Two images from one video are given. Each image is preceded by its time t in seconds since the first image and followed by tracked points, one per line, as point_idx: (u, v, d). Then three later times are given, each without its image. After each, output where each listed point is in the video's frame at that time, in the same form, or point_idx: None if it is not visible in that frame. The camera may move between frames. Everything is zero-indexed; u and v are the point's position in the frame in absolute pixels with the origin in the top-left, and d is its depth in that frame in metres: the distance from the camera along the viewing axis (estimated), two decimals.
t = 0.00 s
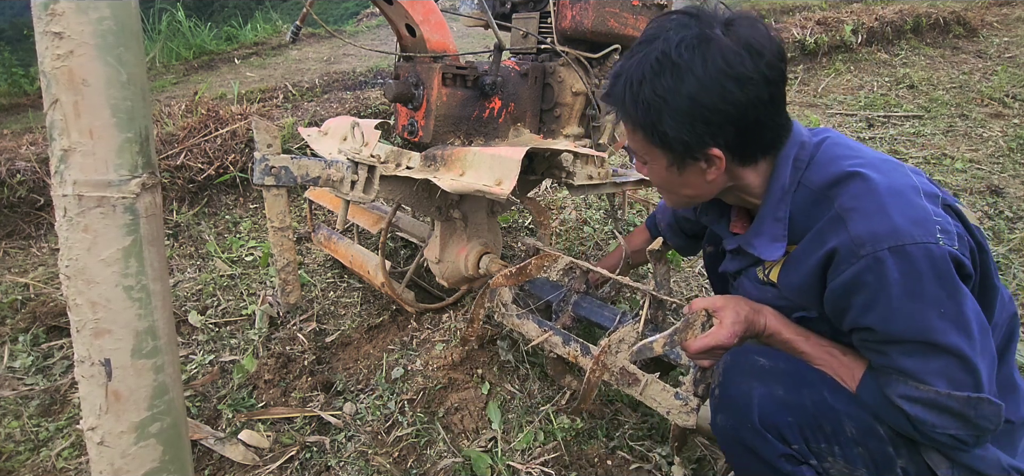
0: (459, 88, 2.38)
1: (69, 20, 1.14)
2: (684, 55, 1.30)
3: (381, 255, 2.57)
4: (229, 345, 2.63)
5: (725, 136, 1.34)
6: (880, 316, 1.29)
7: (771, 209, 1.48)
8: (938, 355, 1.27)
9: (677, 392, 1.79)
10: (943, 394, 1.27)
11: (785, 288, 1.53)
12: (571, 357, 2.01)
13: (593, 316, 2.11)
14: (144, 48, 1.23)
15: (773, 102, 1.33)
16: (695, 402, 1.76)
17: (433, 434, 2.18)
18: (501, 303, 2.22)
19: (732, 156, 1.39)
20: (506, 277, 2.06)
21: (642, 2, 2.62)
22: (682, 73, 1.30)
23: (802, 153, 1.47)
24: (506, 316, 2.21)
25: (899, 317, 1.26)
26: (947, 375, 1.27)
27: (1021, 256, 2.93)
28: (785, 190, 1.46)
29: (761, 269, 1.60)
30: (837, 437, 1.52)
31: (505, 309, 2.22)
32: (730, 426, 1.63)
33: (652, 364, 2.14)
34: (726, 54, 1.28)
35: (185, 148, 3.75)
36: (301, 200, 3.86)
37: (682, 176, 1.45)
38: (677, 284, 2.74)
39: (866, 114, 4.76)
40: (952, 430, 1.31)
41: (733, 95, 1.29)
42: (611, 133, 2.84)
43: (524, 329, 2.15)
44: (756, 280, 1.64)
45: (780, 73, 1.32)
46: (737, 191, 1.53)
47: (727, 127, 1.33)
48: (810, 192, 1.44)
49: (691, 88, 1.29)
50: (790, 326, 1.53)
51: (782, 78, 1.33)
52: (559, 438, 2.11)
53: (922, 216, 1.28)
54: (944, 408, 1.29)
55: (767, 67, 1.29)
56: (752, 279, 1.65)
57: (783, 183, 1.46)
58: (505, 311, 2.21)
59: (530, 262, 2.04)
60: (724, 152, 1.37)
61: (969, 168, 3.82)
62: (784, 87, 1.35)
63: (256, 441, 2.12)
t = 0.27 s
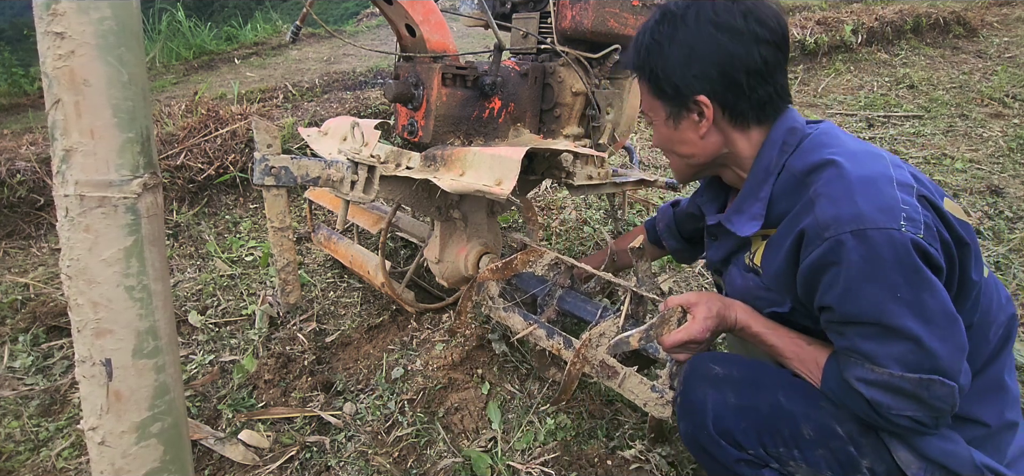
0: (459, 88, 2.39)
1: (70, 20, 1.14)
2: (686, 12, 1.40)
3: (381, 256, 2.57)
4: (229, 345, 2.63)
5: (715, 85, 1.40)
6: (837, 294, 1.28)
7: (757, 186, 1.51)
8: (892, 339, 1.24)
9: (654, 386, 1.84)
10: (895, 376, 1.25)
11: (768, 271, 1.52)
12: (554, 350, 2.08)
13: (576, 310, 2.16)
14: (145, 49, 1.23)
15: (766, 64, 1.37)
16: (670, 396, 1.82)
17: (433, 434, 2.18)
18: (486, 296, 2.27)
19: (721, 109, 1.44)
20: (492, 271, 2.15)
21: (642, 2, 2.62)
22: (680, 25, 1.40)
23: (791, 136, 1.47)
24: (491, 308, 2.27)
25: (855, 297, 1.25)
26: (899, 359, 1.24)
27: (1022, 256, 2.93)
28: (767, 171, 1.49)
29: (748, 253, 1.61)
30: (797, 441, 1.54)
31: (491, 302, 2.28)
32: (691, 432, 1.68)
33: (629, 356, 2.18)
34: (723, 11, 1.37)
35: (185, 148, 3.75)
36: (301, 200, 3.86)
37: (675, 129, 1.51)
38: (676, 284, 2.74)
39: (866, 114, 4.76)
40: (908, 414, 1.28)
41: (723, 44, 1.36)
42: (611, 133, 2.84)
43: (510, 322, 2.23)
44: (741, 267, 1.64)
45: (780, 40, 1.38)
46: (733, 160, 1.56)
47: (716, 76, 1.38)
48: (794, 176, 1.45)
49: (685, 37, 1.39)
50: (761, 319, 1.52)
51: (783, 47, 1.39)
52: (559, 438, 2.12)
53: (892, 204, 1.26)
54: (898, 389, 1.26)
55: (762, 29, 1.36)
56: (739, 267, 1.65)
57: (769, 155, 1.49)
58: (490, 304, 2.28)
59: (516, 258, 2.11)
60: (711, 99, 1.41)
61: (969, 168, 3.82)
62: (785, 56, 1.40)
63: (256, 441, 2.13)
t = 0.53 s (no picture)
0: (459, 88, 2.39)
1: (70, 20, 1.14)
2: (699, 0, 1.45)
3: (380, 256, 2.57)
4: (229, 345, 2.63)
5: (733, 63, 1.41)
6: (816, 280, 1.30)
7: (769, 171, 1.53)
8: (865, 330, 1.26)
9: (638, 376, 1.85)
10: (864, 365, 1.27)
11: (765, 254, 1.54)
12: (541, 342, 2.11)
13: (564, 305, 2.22)
14: (145, 48, 1.23)
15: (783, 41, 1.39)
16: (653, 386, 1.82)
17: (433, 434, 2.18)
18: (479, 289, 2.36)
19: (743, 87, 1.44)
20: (484, 263, 2.18)
21: (642, 2, 2.62)
22: (694, 13, 1.44)
23: (806, 123, 1.48)
24: (483, 301, 2.34)
25: (832, 285, 1.27)
26: (873, 351, 1.26)
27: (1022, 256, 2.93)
28: (779, 156, 1.51)
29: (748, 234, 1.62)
30: (786, 460, 1.55)
31: (482, 295, 2.35)
32: (680, 451, 1.71)
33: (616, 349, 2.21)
34: None
35: (185, 148, 3.75)
36: (301, 200, 3.86)
37: (700, 114, 1.52)
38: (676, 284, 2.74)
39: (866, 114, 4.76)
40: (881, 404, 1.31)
41: (737, 25, 1.40)
42: (611, 133, 2.84)
43: (499, 314, 2.27)
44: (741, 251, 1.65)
45: (796, 18, 1.40)
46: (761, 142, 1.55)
47: (733, 55, 1.40)
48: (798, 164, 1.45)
49: (700, 22, 1.43)
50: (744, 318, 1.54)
51: (801, 25, 1.41)
52: (559, 438, 2.12)
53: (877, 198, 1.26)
54: (866, 379, 1.29)
55: (774, 7, 1.39)
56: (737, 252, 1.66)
57: (795, 133, 1.49)
58: (482, 298, 2.34)
59: (508, 250, 2.13)
60: (731, 77, 1.42)
61: (969, 167, 3.82)
62: (804, 34, 1.42)
63: (256, 441, 2.12)
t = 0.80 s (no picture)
0: (459, 88, 2.39)
1: (70, 20, 1.14)
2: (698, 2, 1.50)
3: (380, 256, 2.57)
4: (229, 345, 2.63)
5: (728, 55, 1.43)
6: (787, 271, 1.27)
7: (753, 168, 1.52)
8: (845, 314, 1.21)
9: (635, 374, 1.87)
10: (853, 350, 1.21)
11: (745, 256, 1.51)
12: (540, 340, 2.11)
13: (563, 303, 2.23)
14: (145, 48, 1.23)
15: (775, 35, 1.41)
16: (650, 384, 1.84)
17: (433, 435, 2.18)
18: (477, 288, 2.36)
19: (737, 78, 1.45)
20: (483, 261, 2.18)
21: (642, 2, 2.62)
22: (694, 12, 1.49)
23: (788, 119, 1.46)
24: (481, 300, 2.34)
25: (801, 273, 1.24)
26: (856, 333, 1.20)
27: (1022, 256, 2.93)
28: (764, 149, 1.49)
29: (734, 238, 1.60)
30: (736, 440, 1.55)
31: (481, 294, 2.35)
32: (643, 432, 1.72)
33: (614, 348, 2.23)
34: None
35: (185, 148, 3.75)
36: (301, 200, 3.86)
37: (699, 105, 1.54)
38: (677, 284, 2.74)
39: (866, 114, 4.76)
40: (877, 392, 1.23)
41: (733, 20, 1.42)
42: (611, 133, 2.84)
43: (498, 313, 2.27)
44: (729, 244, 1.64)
45: (788, 15, 1.43)
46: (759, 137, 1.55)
47: (728, 48, 1.43)
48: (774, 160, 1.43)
49: (699, 18, 1.47)
50: (741, 316, 1.50)
51: (793, 22, 1.44)
52: (559, 438, 2.12)
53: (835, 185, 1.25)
54: (858, 365, 1.22)
55: (767, 4, 1.43)
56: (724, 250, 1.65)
57: (781, 126, 1.46)
58: (481, 296, 2.35)
59: (508, 248, 2.16)
60: (726, 69, 1.44)
61: (969, 167, 3.82)
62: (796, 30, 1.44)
63: (256, 442, 2.12)
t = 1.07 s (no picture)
0: (459, 88, 2.39)
1: (70, 20, 1.14)
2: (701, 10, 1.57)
3: (381, 256, 2.57)
4: (229, 345, 2.63)
5: (725, 55, 1.48)
6: (786, 248, 1.28)
7: (745, 160, 1.52)
8: (845, 287, 1.21)
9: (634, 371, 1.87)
10: (853, 323, 1.21)
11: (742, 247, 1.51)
12: (538, 338, 2.11)
13: (562, 302, 2.24)
14: (144, 49, 1.23)
15: (771, 40, 1.46)
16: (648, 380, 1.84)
17: (433, 434, 2.18)
18: (475, 285, 2.35)
19: (732, 76, 1.49)
20: (482, 257, 2.16)
21: (642, 2, 2.62)
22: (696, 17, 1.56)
23: (780, 114, 1.47)
24: (479, 298, 2.33)
25: (800, 248, 1.25)
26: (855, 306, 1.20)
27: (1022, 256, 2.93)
28: (757, 144, 1.49)
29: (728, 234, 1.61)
30: (737, 426, 1.55)
31: (479, 292, 2.35)
32: (645, 419, 1.70)
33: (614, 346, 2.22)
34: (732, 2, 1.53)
35: (185, 148, 3.75)
36: (302, 200, 3.86)
37: (696, 104, 1.58)
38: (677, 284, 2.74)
39: (866, 115, 4.76)
40: (879, 366, 1.22)
41: (733, 23, 1.48)
42: (611, 133, 2.84)
43: (497, 311, 2.27)
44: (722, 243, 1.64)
45: (786, 24, 1.48)
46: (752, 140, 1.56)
47: (726, 48, 1.48)
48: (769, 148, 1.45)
49: (702, 21, 1.53)
50: (740, 308, 1.50)
51: (790, 31, 1.49)
52: (559, 438, 2.12)
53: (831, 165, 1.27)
54: (859, 338, 1.21)
55: (766, 12, 1.48)
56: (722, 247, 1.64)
57: (771, 123, 1.47)
58: (479, 294, 2.34)
59: (509, 245, 2.16)
60: (722, 67, 1.49)
61: (969, 167, 3.82)
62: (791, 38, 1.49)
63: (256, 442, 2.12)
